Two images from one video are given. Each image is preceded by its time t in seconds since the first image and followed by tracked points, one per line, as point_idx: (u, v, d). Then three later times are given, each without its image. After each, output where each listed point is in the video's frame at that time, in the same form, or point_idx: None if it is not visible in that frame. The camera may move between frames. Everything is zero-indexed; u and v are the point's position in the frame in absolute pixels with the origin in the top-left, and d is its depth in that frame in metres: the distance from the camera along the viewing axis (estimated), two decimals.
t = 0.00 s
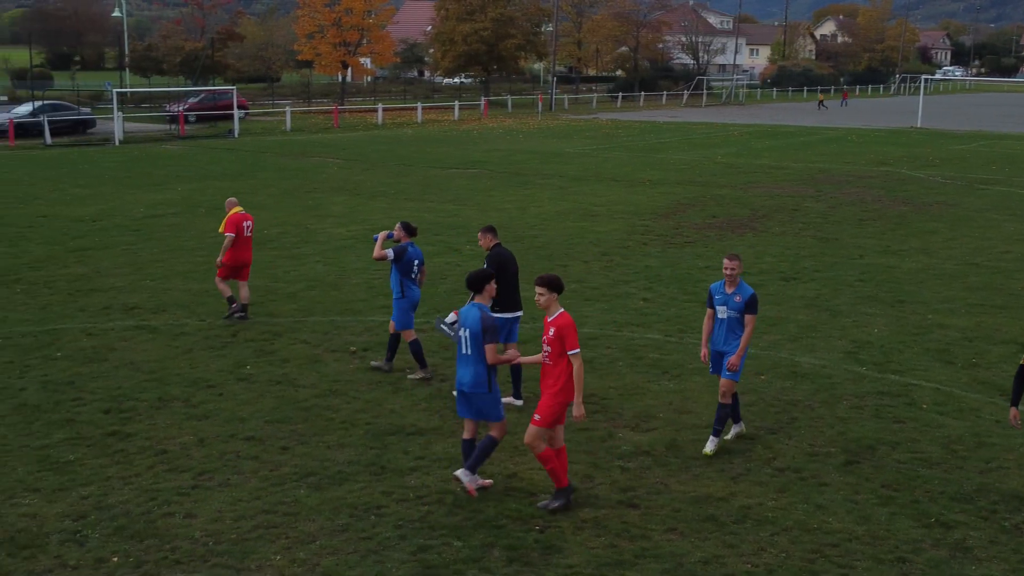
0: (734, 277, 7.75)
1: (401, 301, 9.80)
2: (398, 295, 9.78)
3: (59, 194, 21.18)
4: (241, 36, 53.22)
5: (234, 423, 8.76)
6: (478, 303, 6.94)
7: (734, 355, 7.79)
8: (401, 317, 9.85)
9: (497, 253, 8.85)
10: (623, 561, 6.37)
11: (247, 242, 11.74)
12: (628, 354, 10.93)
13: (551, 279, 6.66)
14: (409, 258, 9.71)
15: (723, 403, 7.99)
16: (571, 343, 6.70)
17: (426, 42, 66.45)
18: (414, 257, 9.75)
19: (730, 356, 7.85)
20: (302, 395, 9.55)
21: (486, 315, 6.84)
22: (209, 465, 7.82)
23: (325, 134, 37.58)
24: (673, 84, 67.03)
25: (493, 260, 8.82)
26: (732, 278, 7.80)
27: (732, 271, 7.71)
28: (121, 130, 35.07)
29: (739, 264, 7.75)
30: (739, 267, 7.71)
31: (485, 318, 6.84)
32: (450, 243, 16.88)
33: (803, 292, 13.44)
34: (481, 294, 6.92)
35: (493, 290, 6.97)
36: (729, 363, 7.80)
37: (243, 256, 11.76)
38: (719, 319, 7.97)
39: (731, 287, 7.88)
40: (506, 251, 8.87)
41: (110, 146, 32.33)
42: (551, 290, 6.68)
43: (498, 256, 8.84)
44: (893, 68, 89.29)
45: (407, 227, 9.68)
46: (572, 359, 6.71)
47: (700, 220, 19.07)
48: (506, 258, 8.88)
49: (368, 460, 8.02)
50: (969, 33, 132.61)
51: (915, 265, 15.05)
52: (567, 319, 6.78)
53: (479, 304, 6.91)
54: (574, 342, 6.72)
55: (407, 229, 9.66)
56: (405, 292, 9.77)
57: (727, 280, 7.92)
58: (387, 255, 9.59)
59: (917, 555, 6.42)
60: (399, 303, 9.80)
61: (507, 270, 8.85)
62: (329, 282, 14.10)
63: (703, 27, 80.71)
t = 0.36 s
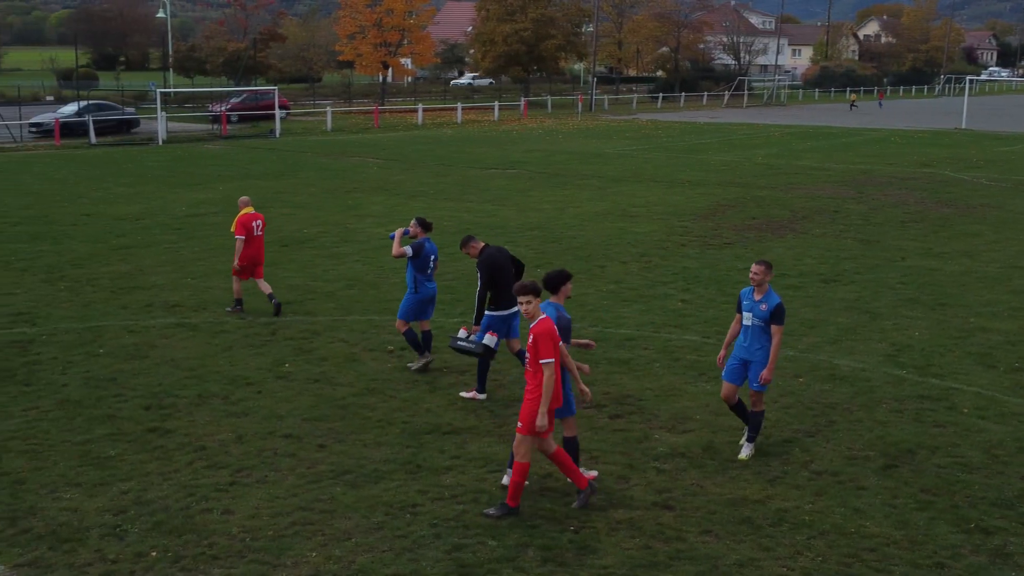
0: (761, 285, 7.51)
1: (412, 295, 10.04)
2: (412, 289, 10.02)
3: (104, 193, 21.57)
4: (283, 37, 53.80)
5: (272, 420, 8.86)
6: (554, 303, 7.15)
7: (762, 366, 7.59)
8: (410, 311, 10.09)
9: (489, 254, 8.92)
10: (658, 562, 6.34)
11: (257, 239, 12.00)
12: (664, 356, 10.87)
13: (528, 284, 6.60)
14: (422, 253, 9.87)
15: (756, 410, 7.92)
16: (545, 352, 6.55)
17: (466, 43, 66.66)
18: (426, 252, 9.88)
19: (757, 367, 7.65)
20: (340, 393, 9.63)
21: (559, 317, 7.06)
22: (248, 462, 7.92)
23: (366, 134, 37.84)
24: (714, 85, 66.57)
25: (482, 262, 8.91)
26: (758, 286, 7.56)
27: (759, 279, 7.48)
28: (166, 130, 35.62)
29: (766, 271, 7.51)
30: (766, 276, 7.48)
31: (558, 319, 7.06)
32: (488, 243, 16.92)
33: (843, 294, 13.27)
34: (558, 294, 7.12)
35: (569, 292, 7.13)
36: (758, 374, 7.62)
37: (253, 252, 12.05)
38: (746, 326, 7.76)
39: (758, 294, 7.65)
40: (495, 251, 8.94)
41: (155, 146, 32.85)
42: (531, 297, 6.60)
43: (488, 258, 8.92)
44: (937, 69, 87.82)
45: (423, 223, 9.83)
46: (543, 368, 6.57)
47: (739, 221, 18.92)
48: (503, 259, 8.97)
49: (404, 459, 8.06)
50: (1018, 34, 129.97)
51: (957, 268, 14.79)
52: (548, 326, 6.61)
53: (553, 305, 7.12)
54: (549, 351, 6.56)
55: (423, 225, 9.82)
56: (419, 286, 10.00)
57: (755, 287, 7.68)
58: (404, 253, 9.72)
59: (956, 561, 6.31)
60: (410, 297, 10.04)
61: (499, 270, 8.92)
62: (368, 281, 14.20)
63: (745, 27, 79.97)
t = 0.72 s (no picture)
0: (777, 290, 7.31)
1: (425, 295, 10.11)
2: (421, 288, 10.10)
3: (139, 191, 21.85)
4: (316, 37, 54.12)
5: (302, 418, 8.93)
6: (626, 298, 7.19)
7: (783, 372, 7.39)
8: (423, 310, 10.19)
9: (480, 250, 9.29)
10: (685, 564, 6.32)
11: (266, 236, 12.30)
12: (694, 357, 10.81)
13: (521, 282, 6.60)
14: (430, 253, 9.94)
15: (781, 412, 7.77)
16: (524, 348, 6.57)
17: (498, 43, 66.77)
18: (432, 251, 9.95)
19: (778, 374, 7.44)
20: (368, 392, 9.69)
21: (632, 312, 7.07)
22: (277, 459, 8.00)
23: (398, 134, 38.02)
24: (747, 86, 66.15)
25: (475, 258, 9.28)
26: (773, 291, 7.36)
27: (774, 284, 7.27)
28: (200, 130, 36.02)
29: (781, 276, 7.30)
30: (782, 280, 7.28)
31: (632, 314, 7.07)
32: (518, 243, 16.94)
33: (876, 296, 13.12)
34: (631, 290, 7.13)
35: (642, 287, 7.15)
36: (778, 380, 7.41)
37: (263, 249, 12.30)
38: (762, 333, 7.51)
39: (772, 299, 7.44)
40: (486, 246, 9.32)
41: (189, 145, 33.22)
42: (523, 295, 6.60)
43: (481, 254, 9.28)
44: (974, 69, 86.48)
45: (426, 223, 9.86)
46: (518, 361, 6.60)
47: (771, 222, 18.76)
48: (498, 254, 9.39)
49: (433, 458, 8.10)
50: None
51: (992, 270, 14.56)
52: (534, 325, 6.64)
53: (626, 300, 7.15)
54: (529, 349, 6.58)
55: (427, 226, 9.85)
56: (428, 286, 10.06)
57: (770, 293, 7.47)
58: (417, 258, 9.74)
59: (988, 566, 6.23)
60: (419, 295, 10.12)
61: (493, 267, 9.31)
62: (398, 281, 14.28)
63: (779, 27, 79.29)
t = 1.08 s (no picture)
0: (784, 293, 7.15)
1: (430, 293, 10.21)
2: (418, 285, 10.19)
3: (168, 191, 22.08)
4: (343, 38, 54.42)
5: (326, 417, 8.98)
6: (686, 293, 7.35)
7: (801, 378, 7.21)
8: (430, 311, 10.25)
9: (469, 244, 9.38)
10: (707, 565, 6.28)
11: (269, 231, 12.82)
12: (718, 358, 10.76)
13: (500, 282, 6.53)
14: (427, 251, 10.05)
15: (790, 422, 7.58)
16: (512, 349, 6.53)
17: (524, 43, 66.76)
18: (432, 250, 10.08)
19: (793, 379, 7.26)
20: (392, 391, 9.72)
21: (690, 306, 7.24)
22: (301, 458, 8.05)
23: (424, 134, 38.11)
24: (775, 87, 65.71)
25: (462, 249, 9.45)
26: (778, 294, 7.20)
27: (781, 287, 7.12)
28: (228, 130, 36.32)
29: (787, 279, 7.14)
30: (789, 282, 7.12)
31: (690, 308, 7.24)
32: (544, 244, 16.92)
33: (903, 298, 12.98)
34: (689, 287, 7.32)
35: (702, 284, 7.31)
36: (796, 385, 7.23)
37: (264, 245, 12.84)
38: (769, 338, 7.33)
39: (779, 303, 7.27)
40: (475, 240, 9.43)
41: (217, 145, 33.51)
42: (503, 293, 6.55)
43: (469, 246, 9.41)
44: (1006, 70, 85.23)
45: (423, 221, 10.02)
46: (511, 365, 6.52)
47: (798, 224, 18.61)
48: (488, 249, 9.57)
49: (456, 457, 8.12)
50: None
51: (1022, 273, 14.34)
52: (514, 326, 6.61)
53: (687, 295, 7.31)
54: (518, 348, 6.54)
55: (424, 224, 10.01)
56: (431, 284, 10.20)
57: (776, 297, 7.30)
58: (427, 263, 9.93)
59: (1014, 571, 6.15)
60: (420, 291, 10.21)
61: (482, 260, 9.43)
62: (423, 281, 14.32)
63: (808, 28, 78.63)
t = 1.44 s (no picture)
0: (797, 298, 6.98)
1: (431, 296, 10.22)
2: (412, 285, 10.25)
3: (197, 190, 22.29)
4: (372, 39, 54.66)
5: (351, 416, 9.03)
6: (746, 294, 7.33)
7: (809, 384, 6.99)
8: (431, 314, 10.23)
9: (456, 242, 9.56)
10: (731, 567, 6.25)
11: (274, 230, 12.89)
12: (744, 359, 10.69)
13: (475, 281, 6.52)
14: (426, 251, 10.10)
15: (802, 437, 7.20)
16: (504, 343, 6.58)
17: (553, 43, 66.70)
18: (433, 251, 10.11)
19: (803, 384, 7.08)
20: (417, 390, 9.76)
21: (748, 308, 7.23)
22: (327, 456, 8.09)
23: (451, 135, 38.19)
24: (804, 87, 65.12)
25: (450, 247, 9.53)
26: (793, 301, 7.02)
27: (794, 292, 6.95)
28: (257, 130, 36.62)
29: (800, 284, 6.97)
30: (802, 287, 6.95)
31: (747, 310, 7.23)
32: (570, 245, 16.89)
33: (932, 300, 12.83)
34: (750, 287, 7.29)
35: (762, 284, 7.26)
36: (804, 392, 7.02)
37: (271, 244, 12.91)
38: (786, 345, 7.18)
39: (792, 309, 7.10)
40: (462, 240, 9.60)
41: (246, 145, 33.78)
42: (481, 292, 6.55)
43: (457, 243, 9.54)
44: None
45: (420, 222, 10.08)
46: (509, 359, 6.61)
47: (826, 225, 18.43)
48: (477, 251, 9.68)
49: (479, 457, 8.13)
50: None
51: None
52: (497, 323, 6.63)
53: (746, 296, 7.29)
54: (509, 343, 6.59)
55: (422, 224, 10.05)
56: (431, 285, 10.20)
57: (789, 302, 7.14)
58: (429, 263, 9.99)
59: None
60: (420, 292, 10.21)
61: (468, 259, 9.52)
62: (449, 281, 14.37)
63: (838, 28, 77.88)
